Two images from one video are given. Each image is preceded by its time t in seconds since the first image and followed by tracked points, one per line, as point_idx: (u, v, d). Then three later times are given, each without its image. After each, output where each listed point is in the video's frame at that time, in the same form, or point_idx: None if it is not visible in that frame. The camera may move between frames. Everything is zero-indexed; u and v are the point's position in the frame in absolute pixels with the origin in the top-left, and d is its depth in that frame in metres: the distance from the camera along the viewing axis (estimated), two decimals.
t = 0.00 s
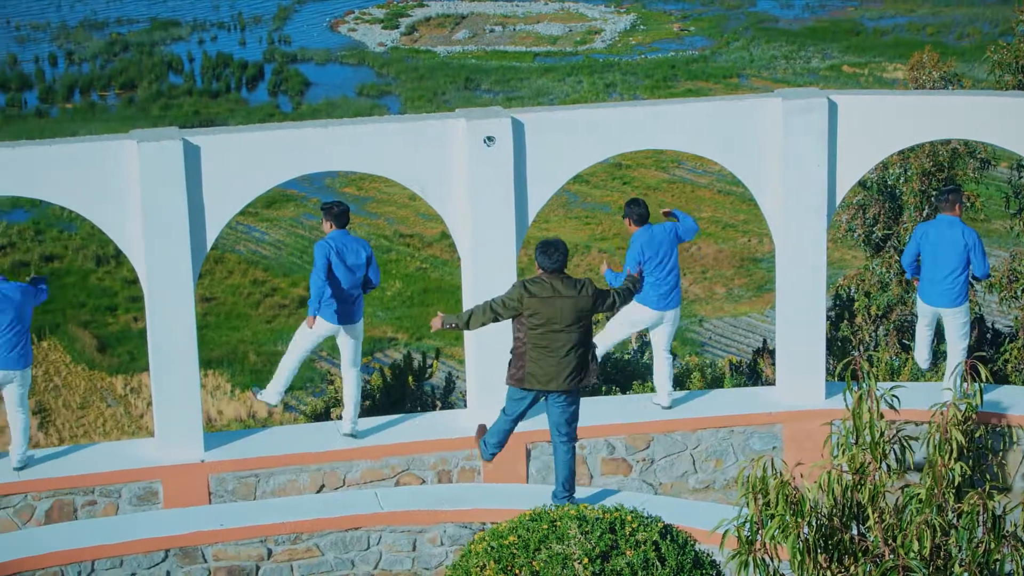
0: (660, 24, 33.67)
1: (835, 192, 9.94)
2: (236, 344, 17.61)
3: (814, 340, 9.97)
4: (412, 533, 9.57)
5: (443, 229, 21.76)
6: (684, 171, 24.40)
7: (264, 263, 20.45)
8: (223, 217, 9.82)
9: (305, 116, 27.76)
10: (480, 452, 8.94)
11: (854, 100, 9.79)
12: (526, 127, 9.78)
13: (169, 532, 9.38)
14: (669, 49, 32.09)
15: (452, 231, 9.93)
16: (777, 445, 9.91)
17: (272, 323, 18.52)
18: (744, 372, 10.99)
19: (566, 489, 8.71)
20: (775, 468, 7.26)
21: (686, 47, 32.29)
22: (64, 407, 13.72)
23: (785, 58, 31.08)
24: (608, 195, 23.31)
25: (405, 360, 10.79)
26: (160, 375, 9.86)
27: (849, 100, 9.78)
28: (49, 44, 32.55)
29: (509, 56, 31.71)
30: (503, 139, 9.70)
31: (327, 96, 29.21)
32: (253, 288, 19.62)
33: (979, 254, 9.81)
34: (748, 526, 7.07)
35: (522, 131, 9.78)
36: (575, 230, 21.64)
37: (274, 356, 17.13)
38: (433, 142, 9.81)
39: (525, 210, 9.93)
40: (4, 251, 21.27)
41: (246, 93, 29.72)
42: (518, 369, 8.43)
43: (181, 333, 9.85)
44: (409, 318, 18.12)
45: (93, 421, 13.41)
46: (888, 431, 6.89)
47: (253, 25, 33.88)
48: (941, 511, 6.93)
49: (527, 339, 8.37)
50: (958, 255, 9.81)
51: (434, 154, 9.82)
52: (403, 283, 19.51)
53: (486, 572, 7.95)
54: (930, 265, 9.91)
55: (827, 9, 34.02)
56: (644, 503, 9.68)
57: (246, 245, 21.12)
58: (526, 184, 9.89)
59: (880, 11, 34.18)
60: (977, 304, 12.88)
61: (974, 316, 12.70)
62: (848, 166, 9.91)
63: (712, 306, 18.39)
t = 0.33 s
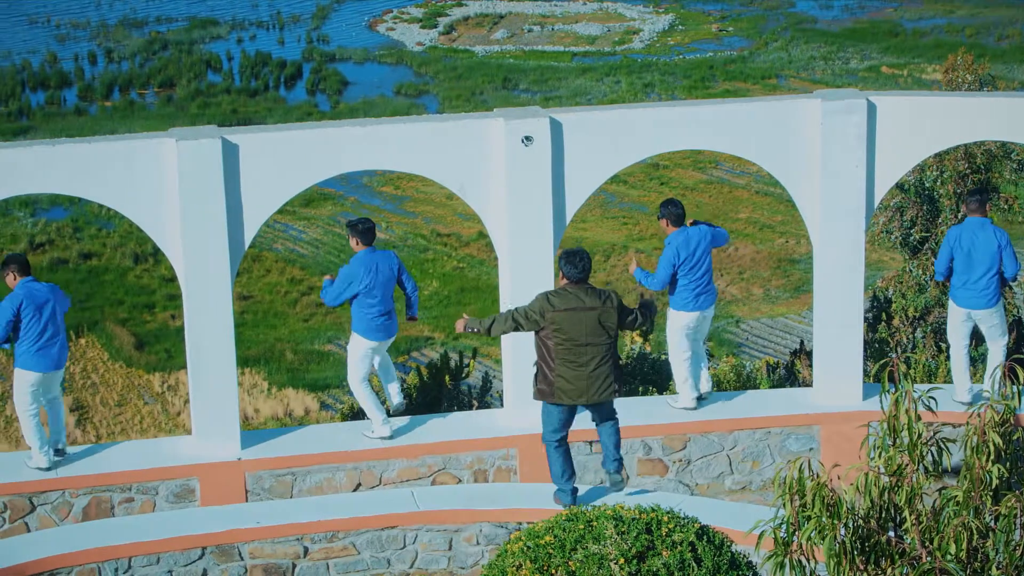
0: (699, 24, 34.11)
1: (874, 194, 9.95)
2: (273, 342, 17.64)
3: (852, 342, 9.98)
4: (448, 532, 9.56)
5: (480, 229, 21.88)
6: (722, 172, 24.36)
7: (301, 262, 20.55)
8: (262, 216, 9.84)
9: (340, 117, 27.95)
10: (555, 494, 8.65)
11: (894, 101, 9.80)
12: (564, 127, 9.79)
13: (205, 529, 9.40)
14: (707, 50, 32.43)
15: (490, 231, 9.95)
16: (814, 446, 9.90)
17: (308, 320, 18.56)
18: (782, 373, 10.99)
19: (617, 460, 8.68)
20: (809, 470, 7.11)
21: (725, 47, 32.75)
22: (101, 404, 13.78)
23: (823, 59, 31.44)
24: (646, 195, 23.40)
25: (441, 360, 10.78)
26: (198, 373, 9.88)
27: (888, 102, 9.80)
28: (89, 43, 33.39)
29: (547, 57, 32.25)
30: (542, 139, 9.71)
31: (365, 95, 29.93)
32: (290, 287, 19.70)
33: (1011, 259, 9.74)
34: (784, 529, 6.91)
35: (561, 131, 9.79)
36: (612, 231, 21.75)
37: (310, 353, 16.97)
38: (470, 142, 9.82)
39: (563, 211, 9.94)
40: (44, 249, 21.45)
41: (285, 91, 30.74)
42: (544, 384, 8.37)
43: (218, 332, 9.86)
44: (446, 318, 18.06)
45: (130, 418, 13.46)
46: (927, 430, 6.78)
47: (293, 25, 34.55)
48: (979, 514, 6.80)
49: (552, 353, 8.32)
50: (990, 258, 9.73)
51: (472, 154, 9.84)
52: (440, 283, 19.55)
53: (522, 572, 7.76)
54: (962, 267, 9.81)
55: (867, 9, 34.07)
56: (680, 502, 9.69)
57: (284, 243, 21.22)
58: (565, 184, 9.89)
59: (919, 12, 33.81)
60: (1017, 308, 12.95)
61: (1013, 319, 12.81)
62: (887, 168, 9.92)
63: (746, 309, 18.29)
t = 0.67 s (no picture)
0: (738, 25, 34.46)
1: (912, 196, 9.95)
2: (310, 340, 17.66)
3: (891, 345, 9.98)
4: (485, 532, 9.57)
5: (516, 229, 21.99)
6: (760, 172, 24.43)
7: (339, 260, 20.62)
8: (301, 215, 9.85)
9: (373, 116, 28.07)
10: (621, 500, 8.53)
11: (933, 104, 9.80)
12: (602, 128, 9.80)
13: (242, 526, 9.41)
14: (746, 50, 32.74)
15: (528, 231, 9.96)
16: (851, 449, 9.91)
17: (345, 319, 18.58)
18: (818, 375, 11.02)
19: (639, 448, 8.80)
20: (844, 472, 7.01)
21: (763, 48, 33.02)
22: (138, 402, 13.80)
23: (862, 59, 31.55)
24: (683, 196, 23.46)
25: (478, 360, 10.78)
26: (236, 371, 9.90)
27: (927, 104, 9.80)
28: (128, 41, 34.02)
29: (585, 56, 32.82)
30: (580, 139, 9.72)
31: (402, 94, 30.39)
32: (327, 286, 19.77)
33: None
34: (822, 531, 6.84)
35: (599, 132, 9.80)
36: (650, 231, 21.83)
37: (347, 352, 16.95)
38: (509, 141, 9.83)
39: (601, 211, 9.94)
40: (83, 247, 21.58)
41: (323, 90, 31.32)
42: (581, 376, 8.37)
43: (256, 329, 9.88)
44: (483, 317, 18.03)
45: (168, 416, 13.51)
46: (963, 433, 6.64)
47: (331, 24, 34.98)
48: (1017, 517, 6.68)
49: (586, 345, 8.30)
50: None
51: (511, 154, 9.85)
52: (477, 282, 19.54)
53: (558, 572, 7.67)
54: (1001, 268, 9.75)
55: (906, 11, 34.22)
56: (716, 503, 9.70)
57: (322, 242, 21.31)
58: (602, 184, 9.90)
59: (959, 14, 34.21)
60: None
61: None
62: (925, 170, 9.91)
63: (785, 309, 18.27)
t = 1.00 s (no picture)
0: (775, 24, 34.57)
1: (950, 199, 9.94)
2: (346, 340, 17.62)
3: (926, 347, 9.99)
4: (520, 532, 9.56)
5: (552, 230, 22.01)
6: (797, 174, 24.43)
7: (374, 260, 20.66)
8: (338, 213, 9.85)
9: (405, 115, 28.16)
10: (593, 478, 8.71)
11: (972, 106, 9.78)
12: (639, 128, 9.80)
13: (276, 526, 9.42)
14: (783, 52, 32.88)
15: (564, 231, 9.96)
16: (888, 450, 9.91)
17: (381, 319, 18.59)
18: (854, 376, 11.00)
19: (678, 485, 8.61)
20: (881, 473, 7.01)
21: (800, 49, 33.25)
22: (174, 400, 13.84)
23: (898, 62, 31.66)
24: (720, 197, 23.49)
25: (514, 360, 10.78)
26: (271, 370, 9.91)
27: (966, 106, 9.79)
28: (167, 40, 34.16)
29: (622, 57, 32.98)
30: (617, 140, 9.72)
31: (440, 94, 30.78)
32: (363, 285, 19.79)
33: None
34: (859, 532, 6.83)
35: (636, 132, 9.80)
36: (686, 232, 21.84)
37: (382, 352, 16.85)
38: (545, 141, 9.84)
39: (638, 212, 9.94)
40: (120, 245, 21.66)
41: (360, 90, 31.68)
42: (628, 381, 8.37)
43: (291, 329, 9.89)
44: (519, 317, 18.02)
45: (204, 414, 13.55)
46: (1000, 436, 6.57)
47: (370, 24, 34.96)
48: None
49: (638, 351, 8.31)
50: None
51: (547, 154, 9.86)
52: (512, 283, 19.54)
53: (594, 572, 7.66)
54: None
55: (944, 12, 34.22)
56: (751, 504, 9.69)
57: (358, 241, 21.37)
58: (640, 184, 9.90)
59: (997, 15, 33.75)
60: None
61: None
62: (963, 173, 9.89)
63: (821, 311, 18.25)
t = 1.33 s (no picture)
0: (811, 25, 34.73)
1: (986, 200, 9.93)
2: (381, 340, 17.48)
3: (962, 348, 9.99)
4: (554, 532, 9.54)
5: (587, 230, 22.04)
6: (832, 174, 24.37)
7: (409, 259, 20.72)
8: (374, 212, 9.87)
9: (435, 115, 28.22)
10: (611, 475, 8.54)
11: (1011, 107, 9.75)
12: (675, 129, 9.81)
13: (310, 526, 9.42)
14: (819, 52, 33.01)
15: (599, 231, 9.97)
16: (923, 452, 9.91)
17: (416, 319, 18.56)
18: (889, 378, 10.98)
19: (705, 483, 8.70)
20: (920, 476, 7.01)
21: (836, 49, 33.39)
22: (209, 399, 13.91)
23: (935, 63, 31.74)
24: (756, 198, 23.54)
25: (548, 360, 10.78)
26: (306, 370, 9.93)
27: (1004, 107, 9.76)
28: (203, 39, 34.56)
29: (658, 57, 33.28)
30: (653, 140, 9.73)
31: (474, 94, 31.13)
32: (398, 285, 19.80)
33: None
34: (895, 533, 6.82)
35: (671, 132, 9.81)
36: (721, 232, 21.85)
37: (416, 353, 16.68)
38: (582, 141, 9.84)
39: (674, 213, 9.94)
40: (155, 244, 21.78)
41: (396, 89, 32.15)
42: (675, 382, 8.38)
43: (326, 327, 9.90)
44: (554, 317, 18.01)
45: (239, 413, 13.57)
46: None
47: (404, 24, 34.92)
48: None
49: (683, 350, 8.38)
50: None
51: (583, 154, 9.86)
52: (547, 283, 19.53)
53: (628, 573, 7.63)
54: None
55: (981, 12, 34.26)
56: (786, 505, 9.69)
57: (393, 241, 21.46)
58: (674, 185, 9.90)
59: None
60: None
61: None
62: (1000, 174, 9.87)
63: (856, 312, 18.21)
